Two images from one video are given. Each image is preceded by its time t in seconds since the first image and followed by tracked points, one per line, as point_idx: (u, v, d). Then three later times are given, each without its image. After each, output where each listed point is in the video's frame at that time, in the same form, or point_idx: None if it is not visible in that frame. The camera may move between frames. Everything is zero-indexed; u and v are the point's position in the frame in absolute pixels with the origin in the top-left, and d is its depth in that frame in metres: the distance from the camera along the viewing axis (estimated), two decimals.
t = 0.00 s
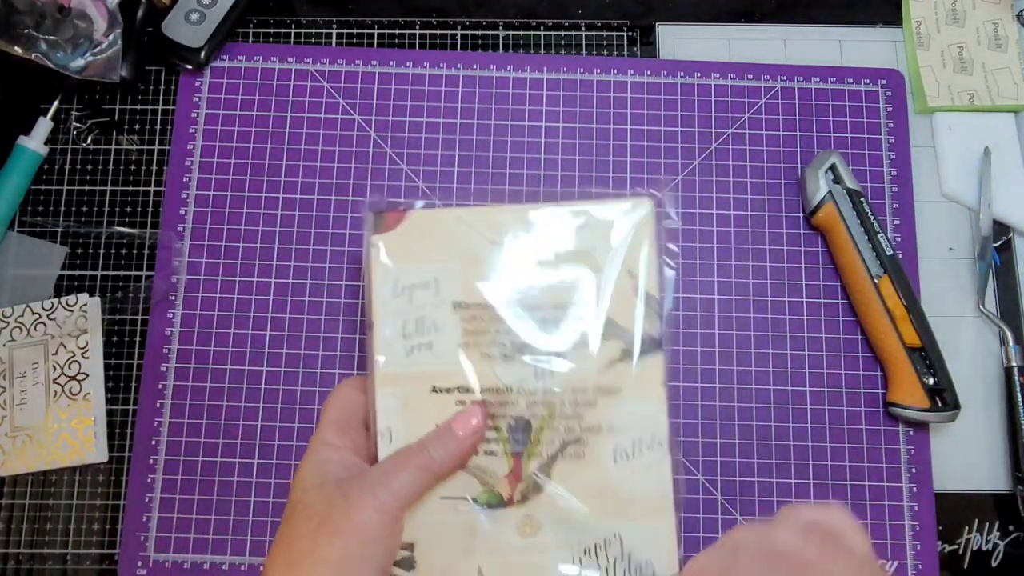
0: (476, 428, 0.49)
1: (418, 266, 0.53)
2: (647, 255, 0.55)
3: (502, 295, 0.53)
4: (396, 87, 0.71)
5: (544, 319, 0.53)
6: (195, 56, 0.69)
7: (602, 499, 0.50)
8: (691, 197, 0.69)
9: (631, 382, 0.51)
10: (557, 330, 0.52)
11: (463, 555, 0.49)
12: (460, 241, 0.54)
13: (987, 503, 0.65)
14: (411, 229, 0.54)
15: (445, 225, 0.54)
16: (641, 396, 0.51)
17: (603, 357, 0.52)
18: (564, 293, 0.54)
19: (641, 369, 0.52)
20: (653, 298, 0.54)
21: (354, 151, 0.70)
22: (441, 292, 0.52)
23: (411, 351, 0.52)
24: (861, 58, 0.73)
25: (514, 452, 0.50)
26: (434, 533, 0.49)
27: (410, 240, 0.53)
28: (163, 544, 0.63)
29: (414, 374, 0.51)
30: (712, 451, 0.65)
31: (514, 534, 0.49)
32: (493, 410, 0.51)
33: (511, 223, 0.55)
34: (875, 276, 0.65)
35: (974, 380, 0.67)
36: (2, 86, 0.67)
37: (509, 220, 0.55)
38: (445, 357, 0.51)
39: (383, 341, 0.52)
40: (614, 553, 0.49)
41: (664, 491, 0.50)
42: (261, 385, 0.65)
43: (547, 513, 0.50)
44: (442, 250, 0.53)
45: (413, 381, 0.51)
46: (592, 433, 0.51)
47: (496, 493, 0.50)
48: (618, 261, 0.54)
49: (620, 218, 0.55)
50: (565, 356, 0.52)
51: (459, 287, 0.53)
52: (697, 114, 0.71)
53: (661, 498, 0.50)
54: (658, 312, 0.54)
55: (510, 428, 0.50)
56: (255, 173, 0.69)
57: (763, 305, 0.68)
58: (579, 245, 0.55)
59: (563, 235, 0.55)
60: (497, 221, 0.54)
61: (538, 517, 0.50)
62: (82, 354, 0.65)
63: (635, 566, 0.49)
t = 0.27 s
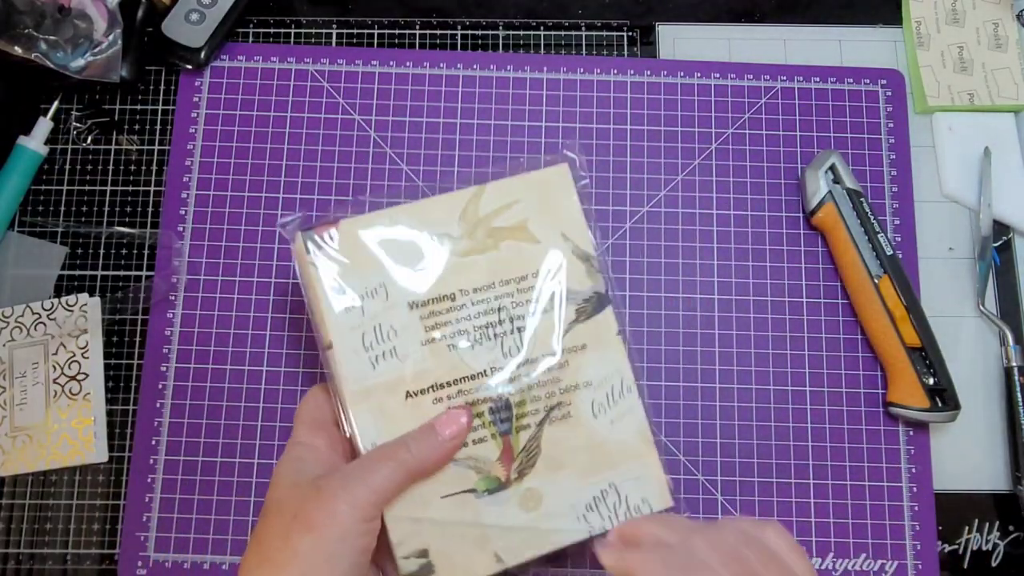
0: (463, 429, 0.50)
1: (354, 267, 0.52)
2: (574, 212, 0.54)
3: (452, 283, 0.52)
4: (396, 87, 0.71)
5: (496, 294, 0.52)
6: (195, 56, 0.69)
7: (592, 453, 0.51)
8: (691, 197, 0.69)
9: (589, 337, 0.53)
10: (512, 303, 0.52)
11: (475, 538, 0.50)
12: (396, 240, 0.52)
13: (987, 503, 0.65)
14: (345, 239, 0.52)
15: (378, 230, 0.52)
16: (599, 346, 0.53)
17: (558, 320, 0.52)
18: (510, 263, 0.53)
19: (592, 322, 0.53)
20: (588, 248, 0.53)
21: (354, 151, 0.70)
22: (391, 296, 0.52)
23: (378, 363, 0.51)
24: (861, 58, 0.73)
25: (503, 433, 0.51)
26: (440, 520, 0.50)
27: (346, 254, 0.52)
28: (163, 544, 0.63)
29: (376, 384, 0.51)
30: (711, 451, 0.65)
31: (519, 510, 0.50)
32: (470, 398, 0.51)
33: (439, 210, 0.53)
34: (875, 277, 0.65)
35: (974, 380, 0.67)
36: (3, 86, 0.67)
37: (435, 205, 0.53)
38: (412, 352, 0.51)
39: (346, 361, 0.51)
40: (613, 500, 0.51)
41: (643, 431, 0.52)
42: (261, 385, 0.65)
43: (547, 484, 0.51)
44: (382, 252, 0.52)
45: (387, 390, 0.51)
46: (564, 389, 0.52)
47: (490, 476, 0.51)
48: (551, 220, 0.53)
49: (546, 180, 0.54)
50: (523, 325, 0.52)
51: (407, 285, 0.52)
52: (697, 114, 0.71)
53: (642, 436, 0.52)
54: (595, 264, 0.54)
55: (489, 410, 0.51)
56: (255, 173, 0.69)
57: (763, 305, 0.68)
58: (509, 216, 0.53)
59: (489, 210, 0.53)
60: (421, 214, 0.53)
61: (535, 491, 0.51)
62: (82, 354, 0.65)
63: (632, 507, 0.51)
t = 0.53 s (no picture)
0: (487, 463, 0.48)
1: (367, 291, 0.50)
2: (588, 221, 0.52)
3: (465, 307, 0.50)
4: (396, 87, 0.71)
5: (516, 318, 0.50)
6: (195, 56, 0.69)
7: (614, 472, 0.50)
8: (691, 197, 0.69)
9: (610, 355, 0.51)
10: (530, 325, 0.50)
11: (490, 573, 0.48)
12: (410, 261, 0.50)
13: (987, 503, 0.65)
14: (355, 265, 0.50)
15: (387, 254, 0.51)
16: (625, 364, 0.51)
17: (578, 341, 0.51)
18: (531, 282, 0.51)
19: (613, 340, 0.51)
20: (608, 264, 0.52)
21: (354, 151, 0.70)
22: (404, 322, 0.50)
23: (389, 395, 0.49)
24: (861, 58, 0.73)
25: (525, 461, 0.49)
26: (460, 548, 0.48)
27: (360, 276, 0.50)
28: (163, 544, 0.63)
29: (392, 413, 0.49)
30: (711, 451, 0.65)
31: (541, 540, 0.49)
32: (491, 425, 0.50)
33: (452, 229, 0.51)
34: (875, 277, 0.65)
35: (974, 380, 0.67)
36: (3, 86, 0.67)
37: (450, 223, 0.51)
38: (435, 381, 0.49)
39: (360, 393, 0.49)
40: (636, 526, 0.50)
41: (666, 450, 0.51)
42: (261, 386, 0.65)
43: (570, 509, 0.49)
44: (396, 276, 0.50)
45: (404, 424, 0.49)
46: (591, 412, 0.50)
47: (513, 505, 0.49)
48: (570, 237, 0.52)
49: (553, 189, 0.52)
50: (542, 348, 0.50)
51: (421, 312, 0.50)
52: (697, 114, 0.71)
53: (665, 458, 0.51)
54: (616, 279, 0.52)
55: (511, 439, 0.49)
56: (255, 173, 0.69)
57: (763, 305, 0.68)
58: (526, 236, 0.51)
59: (502, 227, 0.51)
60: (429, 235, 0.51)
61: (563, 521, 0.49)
62: (82, 354, 0.65)
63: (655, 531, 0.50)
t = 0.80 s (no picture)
0: (344, 368, 0.53)
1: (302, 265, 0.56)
2: (509, 185, 0.57)
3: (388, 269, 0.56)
4: (396, 87, 0.71)
5: (432, 279, 0.56)
6: (195, 56, 0.69)
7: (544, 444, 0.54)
8: (691, 197, 0.69)
9: (524, 317, 0.56)
10: (449, 290, 0.56)
11: (412, 533, 0.53)
12: (321, 233, 0.56)
13: (987, 503, 0.65)
14: (285, 246, 0.56)
15: (319, 223, 0.56)
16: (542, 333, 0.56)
17: (496, 308, 0.56)
18: (449, 248, 0.56)
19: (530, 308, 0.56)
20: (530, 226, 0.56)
21: (354, 151, 0.70)
22: (326, 287, 0.56)
23: (311, 351, 0.55)
24: (861, 58, 0.73)
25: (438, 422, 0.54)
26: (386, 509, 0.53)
27: (281, 258, 0.56)
28: (163, 544, 0.63)
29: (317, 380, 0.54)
30: (712, 451, 0.65)
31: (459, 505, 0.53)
32: (402, 383, 0.55)
33: (372, 204, 0.57)
34: (875, 277, 0.65)
35: (974, 380, 0.67)
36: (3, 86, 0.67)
37: (367, 202, 0.57)
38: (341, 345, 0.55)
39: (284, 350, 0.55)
40: (564, 496, 0.53)
41: (598, 421, 0.54)
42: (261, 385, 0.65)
43: (490, 475, 0.53)
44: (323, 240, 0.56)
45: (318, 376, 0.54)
46: (514, 388, 0.55)
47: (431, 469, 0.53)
48: (490, 203, 0.57)
49: (484, 158, 0.58)
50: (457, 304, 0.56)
51: (343, 273, 0.56)
52: (697, 114, 0.71)
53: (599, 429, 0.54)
54: (539, 241, 0.56)
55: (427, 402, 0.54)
56: (255, 174, 0.69)
57: (763, 305, 0.68)
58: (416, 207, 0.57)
59: (424, 197, 0.57)
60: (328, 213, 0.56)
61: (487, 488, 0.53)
62: (82, 354, 0.65)
63: (586, 502, 0.53)
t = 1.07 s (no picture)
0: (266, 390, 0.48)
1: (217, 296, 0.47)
2: (400, 134, 0.49)
3: (314, 264, 0.49)
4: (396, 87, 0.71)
5: (364, 259, 0.49)
6: (195, 56, 0.69)
7: (521, 381, 0.50)
8: (691, 197, 0.69)
9: (471, 269, 0.50)
10: (385, 263, 0.49)
11: (443, 510, 0.50)
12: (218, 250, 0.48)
13: (987, 503, 0.65)
14: (180, 273, 0.48)
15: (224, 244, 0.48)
16: (498, 270, 0.50)
17: (438, 260, 0.49)
18: (364, 220, 0.49)
19: (474, 248, 0.50)
20: (437, 164, 0.50)
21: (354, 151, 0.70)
22: (248, 309, 0.48)
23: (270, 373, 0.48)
24: (861, 58, 0.73)
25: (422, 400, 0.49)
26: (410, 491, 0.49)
27: (190, 283, 0.48)
28: (163, 544, 0.63)
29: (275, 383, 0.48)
30: (711, 451, 0.65)
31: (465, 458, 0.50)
32: (374, 378, 0.49)
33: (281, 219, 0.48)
34: (875, 277, 0.65)
35: (974, 380, 0.67)
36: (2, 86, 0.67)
37: (245, 211, 0.48)
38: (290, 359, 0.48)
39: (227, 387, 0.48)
40: (564, 419, 0.50)
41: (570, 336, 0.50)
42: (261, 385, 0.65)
43: (492, 428, 0.49)
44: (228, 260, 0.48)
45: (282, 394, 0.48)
46: (483, 341, 0.50)
47: (434, 444, 0.49)
48: (384, 157, 0.49)
49: (356, 110, 0.49)
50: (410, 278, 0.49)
51: (262, 285, 0.48)
52: (697, 114, 0.71)
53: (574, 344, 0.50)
54: (455, 182, 0.50)
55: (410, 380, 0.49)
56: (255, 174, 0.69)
57: (764, 305, 0.68)
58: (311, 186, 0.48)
59: (312, 173, 0.48)
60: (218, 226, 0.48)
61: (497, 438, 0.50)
62: (82, 354, 0.65)
63: (585, 416, 0.50)
